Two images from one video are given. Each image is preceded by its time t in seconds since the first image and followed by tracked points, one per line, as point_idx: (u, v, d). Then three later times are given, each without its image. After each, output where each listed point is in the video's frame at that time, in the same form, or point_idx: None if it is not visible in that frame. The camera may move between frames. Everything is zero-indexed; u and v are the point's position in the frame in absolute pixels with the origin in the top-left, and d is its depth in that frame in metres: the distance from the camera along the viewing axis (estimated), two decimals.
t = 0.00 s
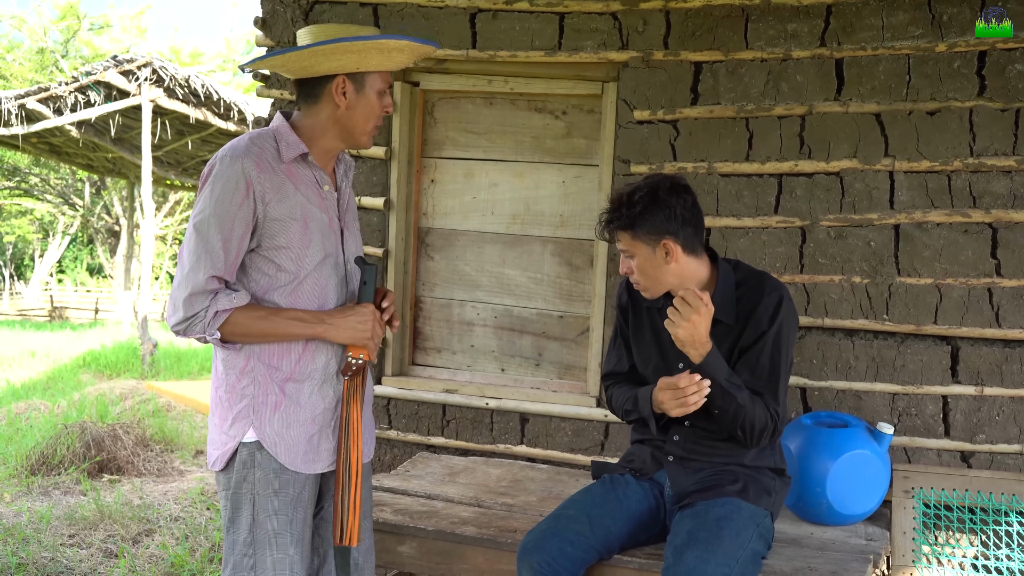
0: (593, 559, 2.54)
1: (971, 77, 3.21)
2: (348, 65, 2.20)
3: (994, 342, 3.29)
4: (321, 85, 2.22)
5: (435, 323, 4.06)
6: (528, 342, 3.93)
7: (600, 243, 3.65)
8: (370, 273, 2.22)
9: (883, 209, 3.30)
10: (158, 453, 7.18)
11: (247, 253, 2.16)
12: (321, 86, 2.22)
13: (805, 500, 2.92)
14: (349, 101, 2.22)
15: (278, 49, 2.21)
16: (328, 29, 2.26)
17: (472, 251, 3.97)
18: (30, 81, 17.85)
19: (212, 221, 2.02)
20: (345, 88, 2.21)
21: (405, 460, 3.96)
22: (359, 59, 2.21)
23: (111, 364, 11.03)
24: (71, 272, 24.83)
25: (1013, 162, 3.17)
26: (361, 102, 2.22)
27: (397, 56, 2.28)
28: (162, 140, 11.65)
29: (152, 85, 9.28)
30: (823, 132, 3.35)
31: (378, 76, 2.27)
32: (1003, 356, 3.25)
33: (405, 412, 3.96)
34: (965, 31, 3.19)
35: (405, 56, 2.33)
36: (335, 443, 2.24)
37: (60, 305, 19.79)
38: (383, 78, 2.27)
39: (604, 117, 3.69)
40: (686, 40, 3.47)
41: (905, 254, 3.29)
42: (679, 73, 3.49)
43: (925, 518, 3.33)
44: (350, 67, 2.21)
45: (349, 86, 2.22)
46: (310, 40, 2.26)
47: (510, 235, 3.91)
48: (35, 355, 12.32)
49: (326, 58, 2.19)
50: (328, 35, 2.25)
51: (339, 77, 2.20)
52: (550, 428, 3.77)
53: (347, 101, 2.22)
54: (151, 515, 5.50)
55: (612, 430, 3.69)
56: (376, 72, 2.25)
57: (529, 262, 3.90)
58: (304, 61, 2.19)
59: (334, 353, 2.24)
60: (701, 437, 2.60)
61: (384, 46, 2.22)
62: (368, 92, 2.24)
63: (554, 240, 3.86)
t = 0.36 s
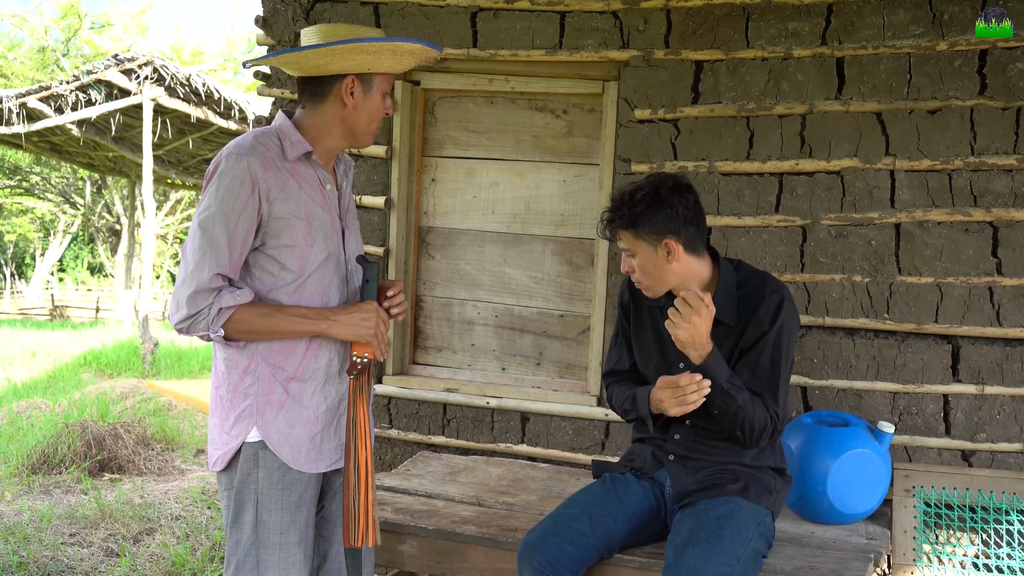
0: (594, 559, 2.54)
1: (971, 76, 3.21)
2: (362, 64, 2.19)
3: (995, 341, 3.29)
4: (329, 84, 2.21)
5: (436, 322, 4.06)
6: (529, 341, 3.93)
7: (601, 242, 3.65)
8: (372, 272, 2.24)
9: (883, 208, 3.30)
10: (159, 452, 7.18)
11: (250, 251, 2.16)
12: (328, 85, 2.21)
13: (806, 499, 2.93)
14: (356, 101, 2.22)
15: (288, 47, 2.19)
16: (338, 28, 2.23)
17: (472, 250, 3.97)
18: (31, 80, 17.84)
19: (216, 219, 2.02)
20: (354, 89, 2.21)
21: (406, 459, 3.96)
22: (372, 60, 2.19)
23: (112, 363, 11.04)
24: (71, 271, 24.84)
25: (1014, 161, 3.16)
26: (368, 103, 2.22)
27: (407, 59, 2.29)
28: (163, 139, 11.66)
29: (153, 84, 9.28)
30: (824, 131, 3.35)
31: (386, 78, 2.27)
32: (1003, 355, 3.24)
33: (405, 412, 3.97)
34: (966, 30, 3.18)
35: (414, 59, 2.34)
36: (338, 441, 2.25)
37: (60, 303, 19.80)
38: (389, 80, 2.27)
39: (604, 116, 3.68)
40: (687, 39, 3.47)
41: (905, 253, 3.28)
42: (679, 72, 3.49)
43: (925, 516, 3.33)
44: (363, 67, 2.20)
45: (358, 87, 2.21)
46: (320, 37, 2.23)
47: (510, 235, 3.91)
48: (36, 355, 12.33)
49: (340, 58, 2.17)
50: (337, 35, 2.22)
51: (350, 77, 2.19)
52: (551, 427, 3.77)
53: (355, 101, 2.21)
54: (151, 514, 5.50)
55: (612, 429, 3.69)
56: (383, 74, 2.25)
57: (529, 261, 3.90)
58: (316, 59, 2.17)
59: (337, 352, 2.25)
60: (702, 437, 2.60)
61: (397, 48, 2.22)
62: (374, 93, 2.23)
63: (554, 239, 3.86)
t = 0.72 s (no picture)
0: (594, 562, 2.53)
1: (971, 78, 3.21)
2: (352, 62, 2.19)
3: (995, 344, 3.29)
4: (324, 84, 2.21)
5: (435, 325, 4.05)
6: (528, 344, 3.93)
7: (600, 245, 3.65)
8: (369, 278, 2.23)
9: (883, 211, 3.30)
10: (159, 455, 7.17)
11: (250, 254, 2.16)
12: (323, 84, 2.21)
13: (806, 502, 2.92)
14: (350, 100, 2.22)
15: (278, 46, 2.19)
16: (330, 28, 2.24)
17: (472, 253, 3.97)
18: (31, 83, 17.84)
19: (214, 221, 2.02)
20: (347, 87, 2.21)
21: (405, 462, 3.96)
22: (364, 57, 2.19)
23: (111, 366, 11.03)
24: (71, 273, 24.85)
25: (1013, 164, 3.16)
26: (361, 102, 2.22)
27: (399, 56, 2.29)
28: (162, 142, 11.66)
29: (153, 86, 9.28)
30: (823, 134, 3.35)
31: (378, 77, 2.26)
32: (1003, 358, 3.24)
33: (405, 414, 3.96)
34: (966, 33, 3.18)
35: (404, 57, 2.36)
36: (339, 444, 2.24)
37: (59, 306, 19.79)
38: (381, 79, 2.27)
39: (604, 119, 3.68)
40: (686, 42, 3.47)
41: (905, 256, 3.28)
42: (679, 75, 3.49)
43: (925, 519, 3.32)
44: (355, 65, 2.19)
45: (351, 86, 2.21)
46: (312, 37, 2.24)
47: (509, 237, 3.91)
48: (36, 357, 12.32)
49: (331, 55, 2.17)
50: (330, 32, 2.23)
51: (342, 76, 2.19)
52: (550, 431, 3.77)
53: (348, 100, 2.21)
54: (151, 517, 5.50)
55: (612, 432, 3.68)
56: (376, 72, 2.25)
57: (529, 264, 3.90)
58: (307, 58, 2.17)
59: (337, 354, 2.24)
60: (701, 439, 2.59)
61: (388, 45, 2.22)
62: (368, 93, 2.23)
63: (554, 242, 3.86)
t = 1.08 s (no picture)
0: (595, 565, 2.53)
1: (970, 82, 3.21)
2: (351, 65, 2.18)
3: (995, 347, 3.29)
4: (325, 88, 2.21)
5: (435, 328, 4.06)
6: (528, 347, 3.93)
7: (600, 248, 3.65)
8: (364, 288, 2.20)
9: (883, 215, 3.30)
10: (159, 458, 7.17)
11: (250, 256, 2.16)
12: (324, 89, 2.21)
13: (806, 505, 2.93)
14: (353, 103, 2.22)
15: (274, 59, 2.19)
16: (324, 34, 2.24)
17: (472, 256, 3.98)
18: (31, 86, 17.83)
19: (215, 222, 2.02)
20: (349, 90, 2.21)
21: (405, 465, 3.95)
22: (363, 57, 2.19)
23: (111, 369, 11.03)
24: (71, 276, 24.85)
25: (1013, 168, 3.16)
26: (364, 102, 2.23)
27: (396, 52, 2.27)
28: (163, 146, 11.67)
29: (153, 89, 9.28)
30: (823, 137, 3.35)
31: (378, 74, 2.26)
32: (1003, 361, 3.24)
33: (405, 418, 3.96)
34: (965, 36, 3.19)
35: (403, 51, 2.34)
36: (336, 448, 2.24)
37: (59, 309, 19.79)
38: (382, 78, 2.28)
39: (604, 122, 3.69)
40: (686, 45, 3.48)
41: (905, 259, 3.29)
42: (678, 78, 3.49)
43: (925, 522, 3.31)
44: (354, 66, 2.19)
45: (352, 89, 2.22)
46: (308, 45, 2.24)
47: (509, 241, 3.92)
48: (36, 360, 12.32)
49: (329, 61, 2.16)
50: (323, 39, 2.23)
51: (344, 78, 2.20)
52: (550, 434, 3.77)
53: (351, 102, 2.22)
54: (151, 520, 5.50)
55: (612, 435, 3.67)
56: (374, 72, 2.24)
57: (529, 267, 3.90)
58: (307, 66, 2.17)
59: (336, 359, 2.25)
60: (700, 441, 2.58)
61: (385, 43, 2.20)
62: (369, 92, 2.24)
63: (554, 245, 3.86)
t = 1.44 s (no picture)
0: (596, 566, 2.53)
1: (971, 83, 3.21)
2: (358, 71, 2.19)
3: (995, 348, 3.29)
4: (331, 90, 2.21)
5: (436, 329, 4.06)
6: (528, 347, 3.93)
7: (600, 249, 3.65)
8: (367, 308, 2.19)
9: (883, 215, 3.30)
10: (159, 459, 7.17)
11: (250, 255, 2.16)
12: (330, 91, 2.21)
13: (806, 506, 2.93)
14: (357, 108, 2.21)
15: (288, 52, 2.21)
16: (340, 35, 2.23)
17: (472, 257, 3.98)
18: (31, 87, 17.84)
19: (214, 221, 2.02)
20: (354, 95, 2.20)
21: (405, 466, 3.95)
22: (371, 65, 2.18)
23: (111, 370, 11.03)
24: (71, 277, 24.85)
25: (1013, 169, 3.16)
26: (368, 110, 2.22)
27: (406, 65, 2.25)
28: (163, 147, 11.68)
29: (153, 90, 9.29)
30: (823, 139, 3.35)
31: (387, 85, 2.25)
32: (1003, 362, 3.24)
33: (405, 418, 3.95)
34: (966, 37, 3.19)
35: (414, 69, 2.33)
36: (337, 450, 2.22)
37: (59, 310, 19.79)
38: (390, 89, 2.26)
39: (604, 123, 3.69)
40: (686, 46, 3.48)
41: (905, 260, 3.29)
42: (678, 79, 3.49)
43: (925, 524, 3.31)
44: (361, 73, 2.19)
45: (358, 94, 2.21)
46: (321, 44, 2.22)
47: (509, 241, 3.92)
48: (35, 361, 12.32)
49: (337, 63, 2.17)
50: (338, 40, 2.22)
51: (349, 83, 2.19)
52: (550, 435, 3.76)
53: (355, 108, 2.21)
54: (151, 521, 5.49)
55: (612, 436, 3.67)
56: (382, 82, 2.24)
57: (529, 268, 3.90)
58: (314, 64, 2.18)
59: (335, 359, 2.24)
60: (701, 441, 2.58)
61: (394, 54, 2.19)
62: (375, 101, 2.23)
63: (554, 246, 3.86)
